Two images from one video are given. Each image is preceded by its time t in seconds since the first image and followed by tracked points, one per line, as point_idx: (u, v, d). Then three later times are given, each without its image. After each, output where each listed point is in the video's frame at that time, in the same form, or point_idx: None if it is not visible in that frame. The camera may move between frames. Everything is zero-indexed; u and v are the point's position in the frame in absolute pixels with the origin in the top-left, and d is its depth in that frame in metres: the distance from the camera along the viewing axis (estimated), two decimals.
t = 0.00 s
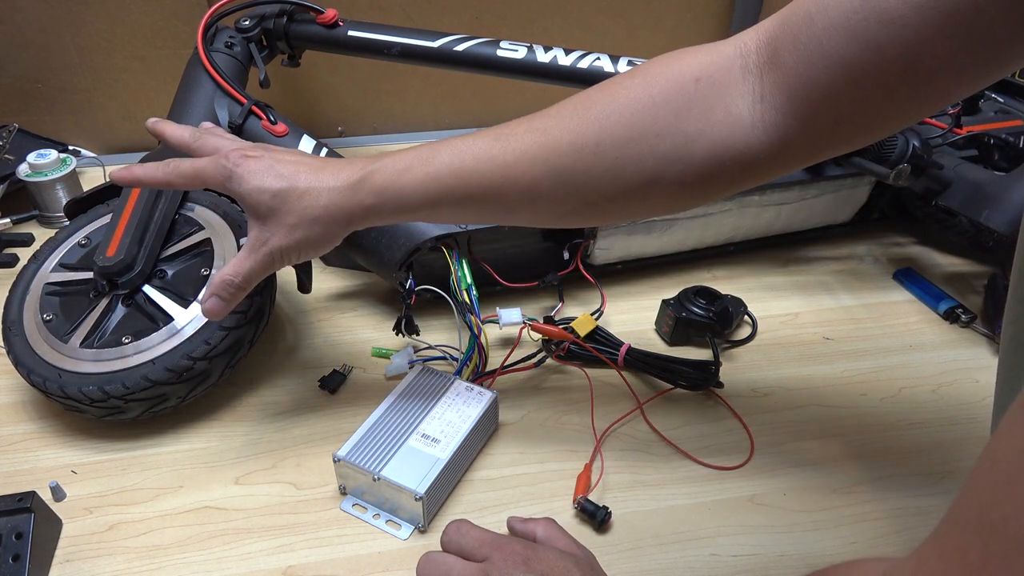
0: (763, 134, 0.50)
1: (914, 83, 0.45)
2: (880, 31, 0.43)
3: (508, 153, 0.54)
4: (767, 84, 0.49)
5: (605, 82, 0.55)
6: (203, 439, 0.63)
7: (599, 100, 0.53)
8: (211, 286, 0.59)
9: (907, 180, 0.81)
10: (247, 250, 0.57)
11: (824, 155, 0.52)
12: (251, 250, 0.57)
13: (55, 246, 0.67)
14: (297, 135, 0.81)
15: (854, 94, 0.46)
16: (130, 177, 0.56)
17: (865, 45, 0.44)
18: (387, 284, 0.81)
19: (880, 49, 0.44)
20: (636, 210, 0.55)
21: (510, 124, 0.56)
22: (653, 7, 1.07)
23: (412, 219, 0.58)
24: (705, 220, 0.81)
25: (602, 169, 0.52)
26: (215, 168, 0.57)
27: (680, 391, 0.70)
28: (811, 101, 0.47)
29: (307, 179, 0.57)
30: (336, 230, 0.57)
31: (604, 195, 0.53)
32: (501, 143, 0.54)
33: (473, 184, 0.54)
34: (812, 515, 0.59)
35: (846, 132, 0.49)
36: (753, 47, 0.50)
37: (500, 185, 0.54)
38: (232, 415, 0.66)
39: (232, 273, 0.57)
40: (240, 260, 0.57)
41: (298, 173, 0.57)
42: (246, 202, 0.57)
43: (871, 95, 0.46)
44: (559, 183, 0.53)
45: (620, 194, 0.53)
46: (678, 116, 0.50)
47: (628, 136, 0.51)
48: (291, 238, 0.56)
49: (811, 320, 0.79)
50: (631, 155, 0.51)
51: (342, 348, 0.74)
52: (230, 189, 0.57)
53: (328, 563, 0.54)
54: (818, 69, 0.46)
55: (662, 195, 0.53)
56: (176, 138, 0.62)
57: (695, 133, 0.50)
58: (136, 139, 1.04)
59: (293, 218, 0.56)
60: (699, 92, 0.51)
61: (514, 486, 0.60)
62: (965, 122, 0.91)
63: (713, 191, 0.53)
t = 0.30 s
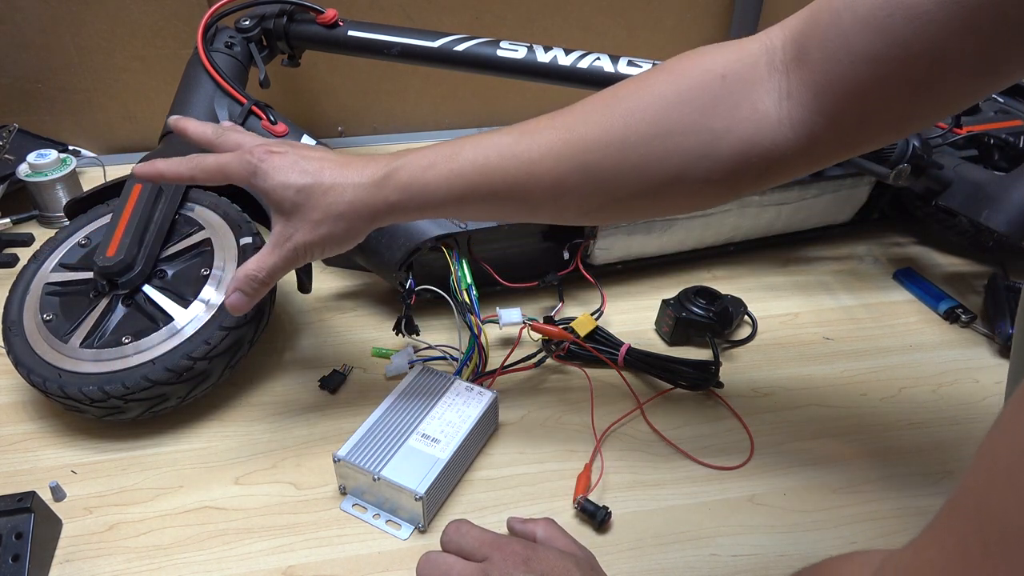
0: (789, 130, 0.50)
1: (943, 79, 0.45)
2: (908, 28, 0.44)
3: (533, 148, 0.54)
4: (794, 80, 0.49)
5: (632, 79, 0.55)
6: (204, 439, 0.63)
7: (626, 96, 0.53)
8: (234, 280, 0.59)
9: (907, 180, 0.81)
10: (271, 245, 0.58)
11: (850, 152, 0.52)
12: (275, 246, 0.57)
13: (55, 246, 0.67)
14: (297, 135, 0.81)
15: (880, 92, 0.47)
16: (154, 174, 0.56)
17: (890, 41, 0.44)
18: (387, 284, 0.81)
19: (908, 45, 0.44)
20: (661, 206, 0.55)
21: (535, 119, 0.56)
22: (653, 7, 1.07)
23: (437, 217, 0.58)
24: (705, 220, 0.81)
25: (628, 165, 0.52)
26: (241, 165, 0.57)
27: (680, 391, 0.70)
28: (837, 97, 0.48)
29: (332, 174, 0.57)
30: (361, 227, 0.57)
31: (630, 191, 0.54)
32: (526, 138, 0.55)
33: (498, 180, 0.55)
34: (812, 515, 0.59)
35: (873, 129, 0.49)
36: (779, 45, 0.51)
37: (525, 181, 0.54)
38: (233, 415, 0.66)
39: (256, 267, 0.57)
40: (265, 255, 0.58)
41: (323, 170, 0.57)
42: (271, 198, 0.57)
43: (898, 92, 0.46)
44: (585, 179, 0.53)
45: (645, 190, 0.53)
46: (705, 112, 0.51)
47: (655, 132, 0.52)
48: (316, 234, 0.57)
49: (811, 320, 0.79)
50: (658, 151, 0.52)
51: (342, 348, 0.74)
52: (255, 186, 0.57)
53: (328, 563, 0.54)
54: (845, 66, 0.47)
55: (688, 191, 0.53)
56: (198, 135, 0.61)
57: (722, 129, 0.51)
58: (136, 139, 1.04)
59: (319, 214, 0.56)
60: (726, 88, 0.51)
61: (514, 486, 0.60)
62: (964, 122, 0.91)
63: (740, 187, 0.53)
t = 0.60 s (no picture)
0: (845, 133, 0.51)
1: (998, 79, 0.45)
2: (960, 25, 0.44)
3: (584, 146, 0.54)
4: (850, 82, 0.50)
5: (683, 79, 0.56)
6: (204, 439, 0.63)
7: (678, 95, 0.54)
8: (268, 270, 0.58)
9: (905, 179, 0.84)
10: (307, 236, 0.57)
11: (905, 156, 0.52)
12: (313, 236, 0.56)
13: (56, 246, 0.67)
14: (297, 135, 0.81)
15: (935, 93, 0.47)
16: (194, 160, 0.55)
17: (945, 40, 0.45)
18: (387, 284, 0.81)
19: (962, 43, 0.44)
20: (709, 209, 0.55)
21: (583, 118, 0.57)
22: (653, 7, 1.07)
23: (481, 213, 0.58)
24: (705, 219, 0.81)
25: (680, 165, 0.53)
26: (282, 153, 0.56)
27: (680, 391, 0.70)
28: (892, 98, 0.48)
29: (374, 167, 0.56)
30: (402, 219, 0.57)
31: (679, 192, 0.54)
32: (574, 137, 0.55)
33: (545, 179, 0.55)
34: (812, 515, 0.59)
35: (929, 131, 0.49)
36: (833, 47, 0.51)
37: (572, 181, 0.54)
38: (233, 415, 0.66)
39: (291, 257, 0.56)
40: (301, 245, 0.57)
41: (366, 160, 0.56)
42: (311, 189, 0.56)
43: (953, 92, 0.47)
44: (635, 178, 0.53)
45: (696, 192, 0.53)
46: (760, 113, 0.51)
47: (710, 132, 0.52)
48: (356, 226, 0.56)
49: (811, 320, 0.79)
50: (712, 150, 0.52)
51: (342, 349, 0.74)
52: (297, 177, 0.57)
53: (328, 563, 0.54)
54: (899, 66, 0.47)
55: (739, 194, 0.53)
56: (236, 127, 0.60)
57: (777, 130, 0.51)
58: (136, 139, 1.04)
59: (358, 206, 0.55)
60: (780, 89, 0.52)
61: (514, 486, 0.60)
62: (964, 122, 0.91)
63: (792, 191, 0.53)
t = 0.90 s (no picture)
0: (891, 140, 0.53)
1: None
2: (993, 36, 0.48)
3: (640, 109, 0.51)
4: (894, 90, 0.53)
5: (743, 63, 0.56)
6: (204, 439, 0.63)
7: (741, 77, 0.54)
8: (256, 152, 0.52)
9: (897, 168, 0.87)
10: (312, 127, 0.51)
11: (942, 173, 0.55)
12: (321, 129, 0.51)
13: (55, 246, 0.67)
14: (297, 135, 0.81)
15: (975, 106, 0.50)
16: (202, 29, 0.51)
17: (983, 51, 0.48)
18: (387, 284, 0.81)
19: (998, 54, 0.48)
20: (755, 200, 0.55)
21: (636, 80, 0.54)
22: (653, 7, 1.07)
23: (508, 155, 0.53)
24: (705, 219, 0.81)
25: (740, 147, 0.52)
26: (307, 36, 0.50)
27: (680, 391, 0.70)
28: (934, 108, 0.51)
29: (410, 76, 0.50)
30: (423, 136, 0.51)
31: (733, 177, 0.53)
32: (631, 94, 0.51)
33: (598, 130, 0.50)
34: (811, 515, 0.59)
35: (967, 144, 0.53)
36: (876, 55, 0.54)
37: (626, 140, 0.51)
38: (233, 415, 0.66)
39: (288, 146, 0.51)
40: (304, 134, 0.51)
41: (399, 61, 0.50)
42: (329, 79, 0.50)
43: (990, 104, 0.50)
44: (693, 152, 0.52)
45: (751, 180, 0.53)
46: (817, 108, 0.53)
47: (772, 117, 0.52)
48: (371, 133, 0.50)
49: (811, 320, 0.79)
50: (772, 136, 0.52)
51: (342, 349, 0.74)
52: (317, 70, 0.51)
53: (328, 563, 0.54)
54: (938, 77, 0.51)
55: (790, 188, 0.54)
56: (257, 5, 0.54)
57: (831, 127, 0.53)
58: (136, 139, 1.04)
59: (382, 108, 0.50)
60: (835, 89, 0.53)
61: (514, 486, 0.60)
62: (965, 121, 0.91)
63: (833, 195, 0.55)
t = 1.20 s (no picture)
0: (899, 146, 0.52)
1: None
2: (1002, 41, 0.47)
3: (637, 128, 0.50)
4: (900, 96, 0.52)
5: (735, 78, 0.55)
6: (204, 439, 0.63)
7: (737, 91, 0.53)
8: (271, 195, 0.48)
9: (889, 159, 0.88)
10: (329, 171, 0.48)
11: (949, 179, 0.55)
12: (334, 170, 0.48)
13: (55, 246, 0.67)
14: (297, 135, 0.80)
15: (981, 110, 0.50)
16: (210, 78, 0.47)
17: (987, 55, 0.48)
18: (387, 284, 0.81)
19: (1005, 60, 0.48)
20: (763, 211, 0.54)
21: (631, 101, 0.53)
22: (653, 6, 1.07)
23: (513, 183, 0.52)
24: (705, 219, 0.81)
25: (741, 161, 0.51)
26: (311, 76, 0.48)
27: (680, 391, 0.70)
28: (942, 114, 0.51)
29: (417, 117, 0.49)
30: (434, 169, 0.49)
31: (738, 191, 0.52)
32: (624, 115, 0.51)
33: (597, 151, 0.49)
34: (811, 514, 0.59)
35: (975, 151, 0.52)
36: (879, 61, 0.53)
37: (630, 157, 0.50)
38: (233, 415, 0.66)
39: (305, 189, 0.47)
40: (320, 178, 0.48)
41: (405, 102, 0.49)
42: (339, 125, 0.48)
43: (998, 108, 0.49)
44: (695, 171, 0.51)
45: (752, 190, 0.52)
46: (818, 116, 0.51)
47: (772, 129, 0.51)
48: (380, 171, 0.48)
49: (811, 320, 0.79)
50: (773, 147, 0.51)
51: (342, 349, 0.74)
52: (327, 112, 0.49)
53: (328, 563, 0.54)
54: (946, 83, 0.50)
55: (795, 197, 0.53)
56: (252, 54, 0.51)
57: (831, 133, 0.51)
58: (136, 139, 1.04)
59: (393, 148, 0.48)
60: (835, 96, 0.52)
61: (514, 486, 0.60)
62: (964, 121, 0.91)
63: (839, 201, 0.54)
